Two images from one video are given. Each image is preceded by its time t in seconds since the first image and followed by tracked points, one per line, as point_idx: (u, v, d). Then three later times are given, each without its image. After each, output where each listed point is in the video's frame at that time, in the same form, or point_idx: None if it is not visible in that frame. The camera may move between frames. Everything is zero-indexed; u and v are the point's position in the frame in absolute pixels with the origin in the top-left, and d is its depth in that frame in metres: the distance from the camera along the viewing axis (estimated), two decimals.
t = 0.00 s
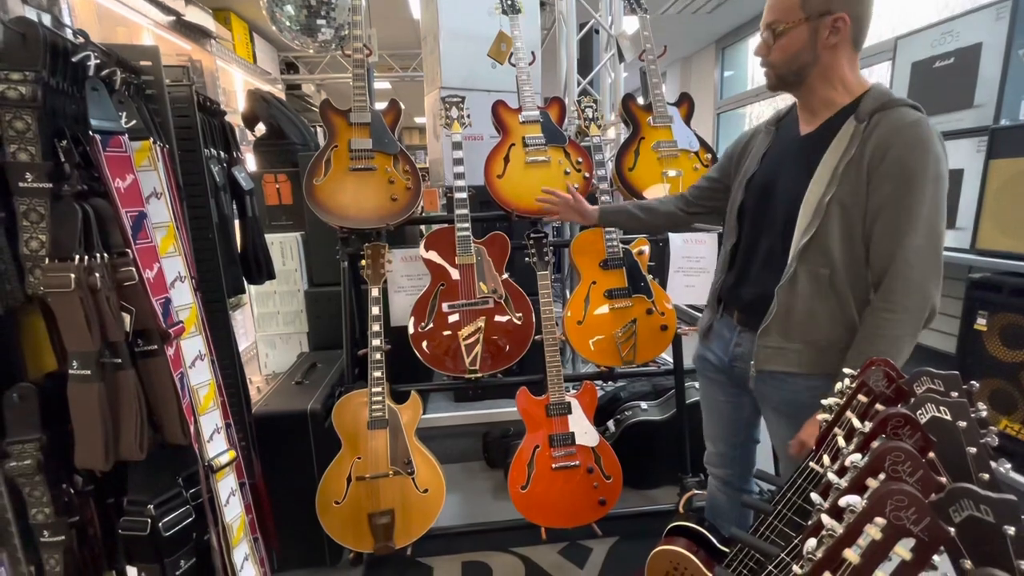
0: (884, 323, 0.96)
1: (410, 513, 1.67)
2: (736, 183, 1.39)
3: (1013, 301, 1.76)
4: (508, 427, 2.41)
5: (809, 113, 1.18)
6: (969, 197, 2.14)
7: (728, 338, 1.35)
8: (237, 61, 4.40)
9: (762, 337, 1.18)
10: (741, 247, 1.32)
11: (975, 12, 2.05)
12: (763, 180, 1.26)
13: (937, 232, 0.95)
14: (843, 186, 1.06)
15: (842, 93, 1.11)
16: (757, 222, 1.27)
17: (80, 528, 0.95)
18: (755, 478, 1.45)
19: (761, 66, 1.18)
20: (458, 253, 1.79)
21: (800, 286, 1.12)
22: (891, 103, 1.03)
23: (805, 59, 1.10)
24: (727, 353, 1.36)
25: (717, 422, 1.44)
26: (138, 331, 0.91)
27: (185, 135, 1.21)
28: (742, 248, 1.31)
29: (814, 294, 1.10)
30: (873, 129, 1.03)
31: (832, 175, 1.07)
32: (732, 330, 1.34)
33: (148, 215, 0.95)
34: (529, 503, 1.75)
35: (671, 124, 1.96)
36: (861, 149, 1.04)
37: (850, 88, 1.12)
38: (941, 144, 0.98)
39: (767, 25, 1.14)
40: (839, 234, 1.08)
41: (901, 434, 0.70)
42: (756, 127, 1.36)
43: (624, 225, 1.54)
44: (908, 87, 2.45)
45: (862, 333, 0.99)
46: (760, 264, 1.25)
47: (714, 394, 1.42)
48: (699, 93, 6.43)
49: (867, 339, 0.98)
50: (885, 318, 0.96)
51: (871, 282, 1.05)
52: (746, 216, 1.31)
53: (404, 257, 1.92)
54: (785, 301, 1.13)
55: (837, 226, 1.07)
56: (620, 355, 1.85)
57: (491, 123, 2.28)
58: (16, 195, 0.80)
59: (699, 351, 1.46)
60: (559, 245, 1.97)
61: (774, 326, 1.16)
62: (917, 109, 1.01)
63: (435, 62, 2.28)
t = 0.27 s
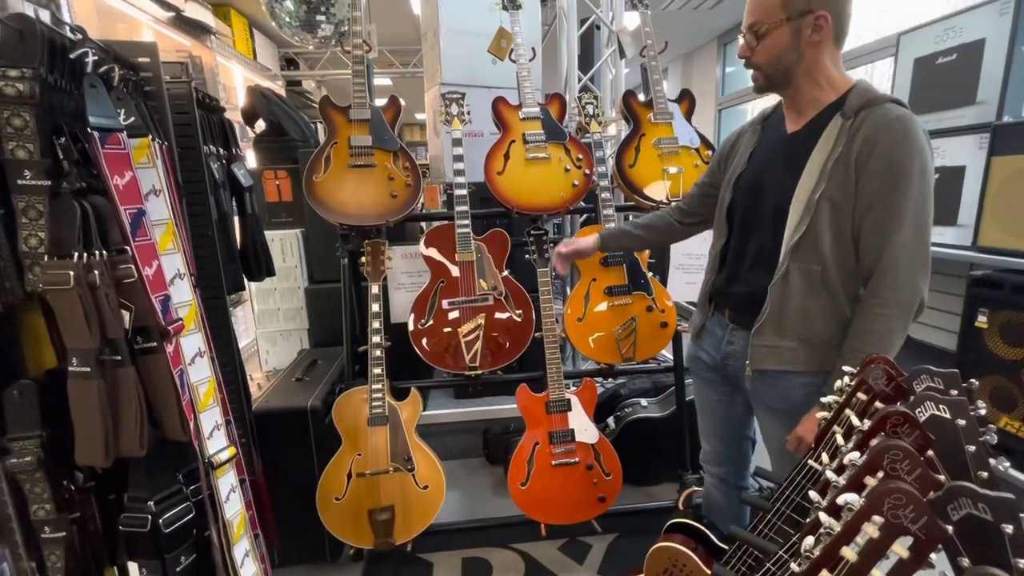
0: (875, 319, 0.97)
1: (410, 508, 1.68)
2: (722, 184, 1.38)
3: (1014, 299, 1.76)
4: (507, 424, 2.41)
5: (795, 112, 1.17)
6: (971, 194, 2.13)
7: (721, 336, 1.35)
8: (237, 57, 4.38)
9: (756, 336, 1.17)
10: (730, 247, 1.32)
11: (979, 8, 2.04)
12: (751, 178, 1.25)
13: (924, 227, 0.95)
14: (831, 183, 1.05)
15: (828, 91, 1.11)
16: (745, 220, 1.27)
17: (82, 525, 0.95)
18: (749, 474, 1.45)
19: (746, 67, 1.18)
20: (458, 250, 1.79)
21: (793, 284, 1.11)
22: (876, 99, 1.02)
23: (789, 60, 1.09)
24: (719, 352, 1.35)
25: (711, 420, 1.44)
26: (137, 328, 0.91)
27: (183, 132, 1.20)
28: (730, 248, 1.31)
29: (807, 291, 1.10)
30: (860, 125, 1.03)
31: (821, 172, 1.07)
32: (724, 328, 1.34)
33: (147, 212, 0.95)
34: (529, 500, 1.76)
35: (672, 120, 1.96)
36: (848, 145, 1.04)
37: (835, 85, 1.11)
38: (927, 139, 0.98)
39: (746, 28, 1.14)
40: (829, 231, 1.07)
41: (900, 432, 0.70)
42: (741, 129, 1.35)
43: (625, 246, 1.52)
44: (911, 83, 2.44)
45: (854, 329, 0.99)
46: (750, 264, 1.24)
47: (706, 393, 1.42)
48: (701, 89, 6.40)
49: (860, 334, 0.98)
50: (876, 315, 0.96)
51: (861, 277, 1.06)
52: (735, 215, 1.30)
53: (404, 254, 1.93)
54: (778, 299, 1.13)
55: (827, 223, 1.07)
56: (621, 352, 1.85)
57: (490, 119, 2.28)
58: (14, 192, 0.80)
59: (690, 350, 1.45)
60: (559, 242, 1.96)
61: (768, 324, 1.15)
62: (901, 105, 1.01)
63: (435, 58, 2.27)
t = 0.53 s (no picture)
0: (858, 312, 0.96)
1: (411, 504, 1.68)
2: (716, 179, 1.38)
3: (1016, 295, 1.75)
4: (507, 420, 2.41)
5: (782, 107, 1.16)
6: (973, 190, 2.11)
7: (716, 331, 1.35)
8: (236, 53, 4.36)
9: (744, 330, 1.18)
10: (723, 243, 1.32)
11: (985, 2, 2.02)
12: (744, 174, 1.24)
13: (909, 218, 0.93)
14: (816, 176, 1.05)
15: (813, 85, 1.10)
16: (739, 215, 1.26)
17: (81, 521, 0.95)
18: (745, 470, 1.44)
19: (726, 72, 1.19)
20: (458, 246, 1.78)
21: (780, 277, 1.11)
22: (862, 90, 1.01)
23: (764, 61, 1.10)
24: (714, 347, 1.35)
25: (707, 416, 1.44)
26: (135, 325, 0.91)
27: (181, 127, 1.20)
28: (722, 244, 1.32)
29: (794, 285, 1.10)
30: (844, 117, 1.02)
31: (805, 165, 1.06)
32: (720, 323, 1.34)
33: (145, 208, 0.94)
34: (528, 495, 1.76)
35: (673, 116, 1.94)
36: (832, 138, 1.03)
37: (820, 79, 1.10)
38: (912, 129, 0.96)
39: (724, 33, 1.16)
40: (815, 224, 1.06)
41: (901, 429, 0.69)
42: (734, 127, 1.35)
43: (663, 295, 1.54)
44: (914, 78, 2.42)
45: (838, 321, 0.98)
46: (743, 258, 1.24)
47: (702, 386, 1.42)
48: (703, 84, 6.37)
49: (843, 328, 0.97)
50: (858, 308, 0.96)
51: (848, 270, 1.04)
52: (729, 211, 1.29)
53: (404, 250, 1.93)
54: (766, 292, 1.13)
55: (814, 216, 1.06)
56: (621, 349, 1.85)
57: (490, 115, 2.26)
58: (10, 188, 0.80)
59: (689, 346, 1.45)
60: (559, 238, 1.95)
61: (757, 318, 1.15)
62: (888, 95, 0.99)
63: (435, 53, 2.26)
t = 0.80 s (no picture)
0: (837, 308, 0.96)
1: (411, 500, 1.68)
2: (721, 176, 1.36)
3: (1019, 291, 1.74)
4: (508, 416, 2.41)
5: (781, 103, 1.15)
6: (977, 185, 2.10)
7: (716, 325, 1.36)
8: (235, 47, 4.34)
9: (735, 324, 1.18)
10: (725, 238, 1.31)
11: None
12: (744, 172, 1.24)
13: (891, 215, 0.92)
14: (803, 171, 1.04)
15: (806, 81, 1.08)
16: (739, 211, 1.26)
17: (81, 517, 0.95)
18: (743, 466, 1.44)
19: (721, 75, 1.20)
20: (458, 242, 1.77)
21: (769, 272, 1.11)
22: (853, 83, 0.99)
23: (753, 62, 1.10)
24: (714, 340, 1.36)
25: (709, 411, 1.43)
26: (134, 321, 0.90)
27: (179, 123, 1.20)
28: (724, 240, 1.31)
29: (782, 280, 1.10)
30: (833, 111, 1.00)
31: (793, 159, 1.06)
32: (721, 317, 1.35)
33: (143, 204, 0.94)
34: (529, 491, 1.76)
35: (675, 111, 1.93)
36: (819, 132, 1.02)
37: (814, 73, 1.08)
38: (902, 122, 0.93)
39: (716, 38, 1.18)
40: (801, 219, 1.06)
41: (903, 427, 0.69)
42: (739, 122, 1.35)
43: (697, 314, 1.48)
44: (918, 73, 2.40)
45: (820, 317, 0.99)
46: (741, 253, 1.23)
47: (704, 380, 1.42)
48: (705, 79, 6.33)
49: (825, 324, 0.98)
50: (837, 304, 0.96)
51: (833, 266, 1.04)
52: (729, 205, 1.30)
53: (404, 246, 1.92)
54: (752, 285, 1.14)
55: (801, 210, 1.05)
56: (621, 345, 1.85)
57: (490, 110, 2.25)
58: (7, 183, 0.79)
59: (689, 339, 1.45)
60: (560, 234, 1.94)
61: (750, 313, 1.15)
62: (879, 88, 0.97)
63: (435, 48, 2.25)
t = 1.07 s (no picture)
0: (816, 303, 0.94)
1: (412, 495, 1.69)
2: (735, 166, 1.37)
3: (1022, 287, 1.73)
4: (508, 412, 2.41)
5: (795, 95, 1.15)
6: (980, 181, 2.08)
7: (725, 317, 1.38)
8: (236, 43, 4.34)
9: (731, 314, 1.19)
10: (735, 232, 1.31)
11: None
12: (753, 165, 1.25)
13: (875, 211, 0.89)
14: (797, 163, 1.04)
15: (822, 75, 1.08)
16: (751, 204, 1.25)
17: (83, 513, 0.96)
18: (749, 463, 1.44)
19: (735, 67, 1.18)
20: (459, 238, 1.77)
21: (763, 264, 1.12)
22: (855, 77, 0.97)
23: (766, 55, 1.09)
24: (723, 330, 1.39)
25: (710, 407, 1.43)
26: (134, 317, 0.90)
27: (178, 118, 1.19)
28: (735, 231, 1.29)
29: (774, 273, 1.10)
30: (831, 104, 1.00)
31: (789, 152, 1.06)
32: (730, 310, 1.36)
33: (141, 200, 0.93)
34: (530, 487, 1.76)
35: (676, 105, 1.92)
36: (815, 125, 1.01)
37: (826, 67, 1.08)
38: (896, 116, 0.90)
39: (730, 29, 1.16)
40: (793, 213, 1.06)
41: (906, 423, 0.69)
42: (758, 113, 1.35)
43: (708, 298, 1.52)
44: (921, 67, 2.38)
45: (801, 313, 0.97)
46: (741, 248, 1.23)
47: (714, 374, 1.41)
48: (707, 73, 6.29)
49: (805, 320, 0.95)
50: (817, 298, 0.94)
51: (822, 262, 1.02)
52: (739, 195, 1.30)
53: (405, 241, 1.91)
54: (744, 275, 1.15)
55: (794, 204, 1.05)
56: (622, 341, 1.85)
57: (491, 105, 2.24)
58: (5, 178, 0.79)
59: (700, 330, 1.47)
60: (561, 230, 1.94)
61: (744, 304, 1.16)
62: (880, 82, 0.95)
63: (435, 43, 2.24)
